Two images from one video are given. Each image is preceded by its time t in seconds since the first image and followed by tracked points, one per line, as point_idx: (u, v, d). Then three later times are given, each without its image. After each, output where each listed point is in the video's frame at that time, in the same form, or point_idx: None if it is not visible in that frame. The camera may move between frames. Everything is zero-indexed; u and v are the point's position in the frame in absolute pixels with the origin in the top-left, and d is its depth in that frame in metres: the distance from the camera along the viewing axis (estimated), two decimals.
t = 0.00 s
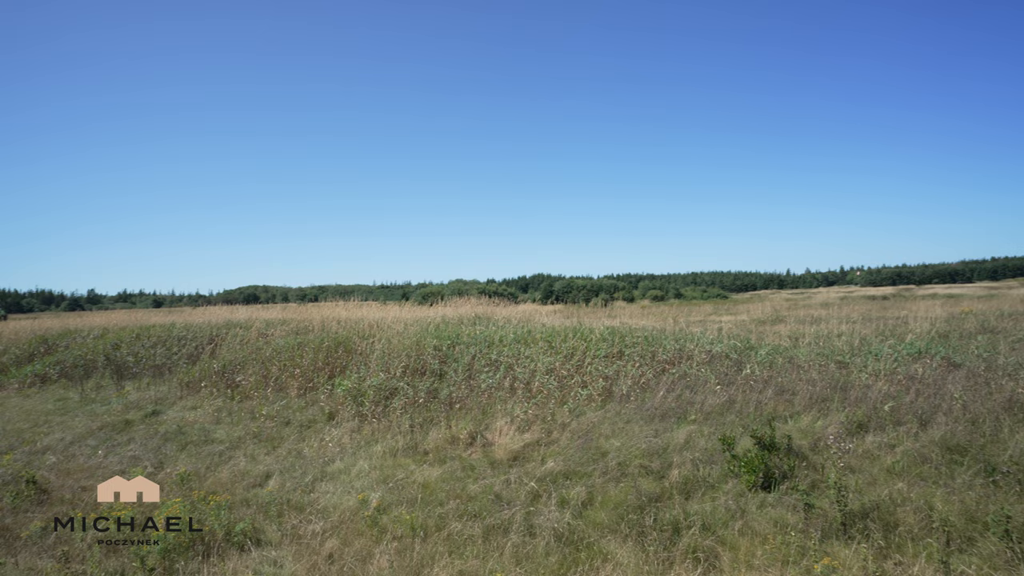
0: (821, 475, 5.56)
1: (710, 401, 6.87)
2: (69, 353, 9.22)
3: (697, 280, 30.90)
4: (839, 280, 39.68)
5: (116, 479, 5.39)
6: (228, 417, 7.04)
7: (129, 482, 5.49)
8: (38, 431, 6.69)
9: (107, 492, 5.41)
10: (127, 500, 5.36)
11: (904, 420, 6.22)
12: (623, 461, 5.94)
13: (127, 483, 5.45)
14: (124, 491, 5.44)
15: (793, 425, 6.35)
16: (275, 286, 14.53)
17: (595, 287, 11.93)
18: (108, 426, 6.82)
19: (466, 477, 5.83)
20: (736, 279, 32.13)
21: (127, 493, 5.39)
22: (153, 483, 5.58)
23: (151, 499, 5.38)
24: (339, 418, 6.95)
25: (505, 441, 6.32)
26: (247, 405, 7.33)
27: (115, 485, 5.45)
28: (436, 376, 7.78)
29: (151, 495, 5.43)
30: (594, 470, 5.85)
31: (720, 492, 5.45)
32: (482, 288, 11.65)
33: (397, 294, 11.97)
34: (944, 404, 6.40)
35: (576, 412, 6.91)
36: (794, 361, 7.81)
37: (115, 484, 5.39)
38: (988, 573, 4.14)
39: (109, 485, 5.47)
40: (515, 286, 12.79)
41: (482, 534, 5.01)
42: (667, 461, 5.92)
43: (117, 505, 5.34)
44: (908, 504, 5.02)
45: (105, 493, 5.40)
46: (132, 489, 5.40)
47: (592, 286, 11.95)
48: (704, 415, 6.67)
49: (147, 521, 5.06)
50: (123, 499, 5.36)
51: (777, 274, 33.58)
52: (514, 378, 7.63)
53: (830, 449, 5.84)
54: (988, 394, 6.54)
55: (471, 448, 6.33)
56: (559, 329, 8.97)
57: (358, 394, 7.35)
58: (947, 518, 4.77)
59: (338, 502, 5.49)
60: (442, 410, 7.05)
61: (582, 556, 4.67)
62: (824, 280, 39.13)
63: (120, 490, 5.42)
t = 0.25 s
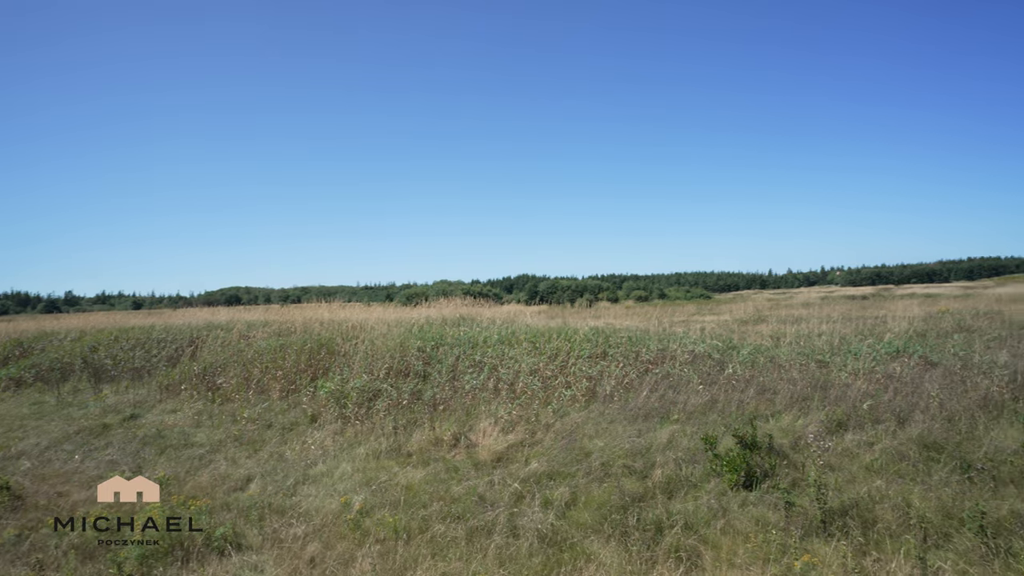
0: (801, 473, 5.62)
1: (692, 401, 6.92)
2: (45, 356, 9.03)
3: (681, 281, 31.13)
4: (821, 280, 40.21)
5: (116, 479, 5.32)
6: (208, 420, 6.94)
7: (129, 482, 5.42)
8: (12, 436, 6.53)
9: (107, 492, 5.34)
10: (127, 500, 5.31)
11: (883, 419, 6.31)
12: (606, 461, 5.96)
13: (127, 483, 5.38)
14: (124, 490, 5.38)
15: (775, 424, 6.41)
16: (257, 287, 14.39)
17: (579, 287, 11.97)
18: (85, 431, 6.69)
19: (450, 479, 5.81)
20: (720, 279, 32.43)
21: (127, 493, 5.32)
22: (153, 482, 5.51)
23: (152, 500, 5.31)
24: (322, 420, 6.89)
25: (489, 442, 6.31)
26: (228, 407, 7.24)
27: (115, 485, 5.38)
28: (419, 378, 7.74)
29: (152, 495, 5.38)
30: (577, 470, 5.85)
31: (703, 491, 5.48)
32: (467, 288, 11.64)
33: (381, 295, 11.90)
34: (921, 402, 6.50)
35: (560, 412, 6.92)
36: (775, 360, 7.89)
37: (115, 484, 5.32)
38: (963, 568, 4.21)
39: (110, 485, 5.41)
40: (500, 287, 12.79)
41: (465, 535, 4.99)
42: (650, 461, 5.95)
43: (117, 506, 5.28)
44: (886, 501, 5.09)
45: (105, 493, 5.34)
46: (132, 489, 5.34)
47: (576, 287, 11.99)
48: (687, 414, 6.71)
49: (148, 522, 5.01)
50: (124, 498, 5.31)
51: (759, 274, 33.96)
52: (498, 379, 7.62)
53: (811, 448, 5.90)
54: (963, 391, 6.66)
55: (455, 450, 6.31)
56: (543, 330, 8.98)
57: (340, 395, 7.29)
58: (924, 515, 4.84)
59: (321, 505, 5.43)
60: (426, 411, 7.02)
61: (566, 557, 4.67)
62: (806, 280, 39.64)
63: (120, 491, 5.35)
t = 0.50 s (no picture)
0: (783, 472, 5.67)
1: (676, 401, 6.96)
2: (21, 358, 8.85)
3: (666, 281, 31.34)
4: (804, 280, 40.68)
5: (117, 478, 5.35)
6: (190, 422, 6.85)
7: (129, 483, 5.44)
8: None
9: (107, 492, 5.36)
10: (127, 500, 5.30)
11: (863, 417, 6.39)
12: (590, 462, 5.97)
13: (127, 483, 5.40)
14: (123, 490, 5.39)
15: (757, 423, 6.47)
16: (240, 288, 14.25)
17: (565, 288, 12.01)
18: (63, 434, 6.56)
19: (435, 481, 5.79)
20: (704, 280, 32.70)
21: (127, 493, 5.33)
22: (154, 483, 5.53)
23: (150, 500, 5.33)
24: (306, 422, 6.83)
25: (474, 443, 6.30)
26: (210, 410, 7.15)
27: (115, 485, 5.39)
28: (404, 379, 7.71)
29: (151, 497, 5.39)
30: (562, 471, 5.87)
31: (686, 491, 5.52)
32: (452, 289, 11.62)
33: (366, 296, 11.85)
34: (900, 401, 6.59)
35: (544, 413, 6.93)
36: (758, 360, 7.96)
37: (115, 483, 5.33)
38: (940, 564, 4.27)
39: (110, 485, 5.43)
40: (485, 288, 12.80)
41: (450, 537, 4.97)
42: (634, 461, 5.98)
43: (117, 505, 5.28)
44: (865, 499, 5.16)
45: (105, 493, 5.35)
46: (132, 490, 5.35)
47: (562, 287, 12.03)
48: (671, 414, 6.75)
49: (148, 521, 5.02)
50: (124, 498, 5.30)
51: (743, 274, 34.29)
52: (483, 380, 7.62)
53: (792, 447, 5.96)
54: (941, 390, 6.77)
55: (439, 451, 6.29)
56: (529, 331, 8.99)
57: (324, 397, 7.24)
58: (903, 512, 4.91)
59: (303, 508, 5.38)
60: (410, 412, 7.00)
61: (550, 557, 4.68)
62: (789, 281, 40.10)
63: (120, 491, 5.36)
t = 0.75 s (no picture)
0: (765, 471, 5.73)
1: (660, 401, 7.00)
2: None
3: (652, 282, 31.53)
4: (788, 280, 41.13)
5: (116, 479, 5.35)
6: (170, 427, 6.76)
7: (129, 483, 5.44)
8: None
9: (107, 492, 5.37)
10: (127, 500, 5.31)
11: (843, 416, 6.47)
12: (575, 462, 5.98)
13: (127, 483, 5.40)
14: (124, 491, 5.39)
15: (740, 423, 6.52)
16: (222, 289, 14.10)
17: (550, 289, 12.04)
18: (39, 440, 6.43)
19: (419, 483, 5.76)
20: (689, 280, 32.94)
21: (127, 493, 5.34)
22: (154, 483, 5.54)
23: (151, 500, 5.32)
24: (288, 426, 6.77)
25: (458, 445, 6.28)
26: (191, 414, 7.06)
27: (115, 485, 5.40)
28: (388, 381, 7.67)
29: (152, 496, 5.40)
30: (546, 472, 5.87)
31: (669, 490, 5.55)
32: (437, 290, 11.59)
33: (351, 298, 11.78)
34: (879, 399, 6.68)
35: (529, 414, 6.93)
36: (740, 360, 8.03)
37: (115, 483, 5.34)
38: (918, 560, 4.33)
39: (110, 485, 5.44)
40: (471, 289, 12.79)
41: (434, 539, 4.95)
42: (618, 461, 6.00)
43: (116, 505, 5.29)
44: (845, 497, 5.22)
45: (105, 493, 5.36)
46: (132, 489, 5.36)
47: (547, 288, 12.05)
48: (655, 414, 6.79)
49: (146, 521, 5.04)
50: (124, 498, 5.31)
51: (726, 275, 34.62)
52: (467, 382, 7.60)
53: (774, 445, 6.02)
54: (920, 389, 6.87)
55: (424, 453, 6.27)
56: (514, 332, 8.99)
57: (307, 400, 7.18)
58: (882, 509, 4.97)
59: (286, 512, 5.32)
60: (395, 415, 6.96)
61: (534, 558, 4.68)
62: (773, 281, 40.53)
63: (120, 491, 5.38)
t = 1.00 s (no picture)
0: (746, 470, 5.78)
1: (643, 401, 7.05)
2: None
3: (637, 282, 31.75)
4: (771, 281, 41.61)
5: (116, 479, 5.25)
6: (149, 430, 6.65)
7: (129, 482, 5.36)
8: None
9: (107, 492, 5.29)
10: (127, 501, 5.24)
11: (823, 415, 6.55)
12: (558, 463, 5.99)
13: (127, 483, 5.32)
14: (123, 490, 5.31)
15: (722, 422, 6.58)
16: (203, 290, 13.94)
17: (535, 289, 12.08)
18: (13, 444, 6.29)
19: (402, 485, 5.73)
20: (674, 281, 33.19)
21: (128, 493, 5.27)
22: (153, 483, 5.48)
23: (150, 501, 5.29)
24: (270, 428, 6.70)
25: (442, 446, 6.27)
26: (171, 416, 6.97)
27: (115, 484, 5.32)
28: (371, 383, 7.63)
29: (150, 495, 5.35)
30: (530, 473, 5.88)
31: (652, 490, 5.58)
32: (422, 291, 11.56)
33: (335, 299, 11.71)
34: (858, 398, 6.78)
35: (513, 415, 6.94)
36: (722, 360, 8.11)
37: (115, 483, 5.26)
38: (895, 556, 4.39)
39: (109, 485, 5.34)
40: (456, 289, 12.77)
41: (417, 541, 4.93)
42: (601, 461, 6.02)
43: (116, 506, 5.22)
44: (825, 495, 5.28)
45: (104, 493, 5.28)
46: (132, 489, 5.29)
47: (532, 289, 12.09)
48: (638, 414, 6.83)
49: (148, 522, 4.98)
50: (124, 499, 5.24)
51: (711, 275, 34.93)
52: (451, 383, 7.59)
53: (755, 444, 6.07)
54: (897, 387, 6.98)
55: (407, 455, 6.24)
56: (498, 333, 8.99)
57: (289, 402, 7.12)
58: (860, 507, 5.04)
59: (267, 515, 5.24)
60: (378, 416, 6.93)
61: (517, 559, 4.68)
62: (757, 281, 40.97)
63: (120, 491, 5.30)
